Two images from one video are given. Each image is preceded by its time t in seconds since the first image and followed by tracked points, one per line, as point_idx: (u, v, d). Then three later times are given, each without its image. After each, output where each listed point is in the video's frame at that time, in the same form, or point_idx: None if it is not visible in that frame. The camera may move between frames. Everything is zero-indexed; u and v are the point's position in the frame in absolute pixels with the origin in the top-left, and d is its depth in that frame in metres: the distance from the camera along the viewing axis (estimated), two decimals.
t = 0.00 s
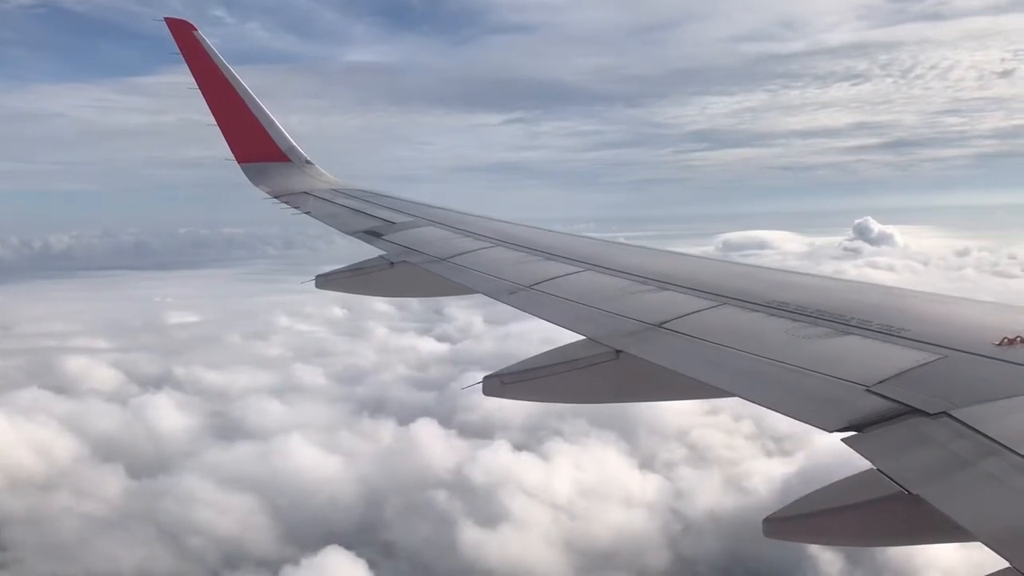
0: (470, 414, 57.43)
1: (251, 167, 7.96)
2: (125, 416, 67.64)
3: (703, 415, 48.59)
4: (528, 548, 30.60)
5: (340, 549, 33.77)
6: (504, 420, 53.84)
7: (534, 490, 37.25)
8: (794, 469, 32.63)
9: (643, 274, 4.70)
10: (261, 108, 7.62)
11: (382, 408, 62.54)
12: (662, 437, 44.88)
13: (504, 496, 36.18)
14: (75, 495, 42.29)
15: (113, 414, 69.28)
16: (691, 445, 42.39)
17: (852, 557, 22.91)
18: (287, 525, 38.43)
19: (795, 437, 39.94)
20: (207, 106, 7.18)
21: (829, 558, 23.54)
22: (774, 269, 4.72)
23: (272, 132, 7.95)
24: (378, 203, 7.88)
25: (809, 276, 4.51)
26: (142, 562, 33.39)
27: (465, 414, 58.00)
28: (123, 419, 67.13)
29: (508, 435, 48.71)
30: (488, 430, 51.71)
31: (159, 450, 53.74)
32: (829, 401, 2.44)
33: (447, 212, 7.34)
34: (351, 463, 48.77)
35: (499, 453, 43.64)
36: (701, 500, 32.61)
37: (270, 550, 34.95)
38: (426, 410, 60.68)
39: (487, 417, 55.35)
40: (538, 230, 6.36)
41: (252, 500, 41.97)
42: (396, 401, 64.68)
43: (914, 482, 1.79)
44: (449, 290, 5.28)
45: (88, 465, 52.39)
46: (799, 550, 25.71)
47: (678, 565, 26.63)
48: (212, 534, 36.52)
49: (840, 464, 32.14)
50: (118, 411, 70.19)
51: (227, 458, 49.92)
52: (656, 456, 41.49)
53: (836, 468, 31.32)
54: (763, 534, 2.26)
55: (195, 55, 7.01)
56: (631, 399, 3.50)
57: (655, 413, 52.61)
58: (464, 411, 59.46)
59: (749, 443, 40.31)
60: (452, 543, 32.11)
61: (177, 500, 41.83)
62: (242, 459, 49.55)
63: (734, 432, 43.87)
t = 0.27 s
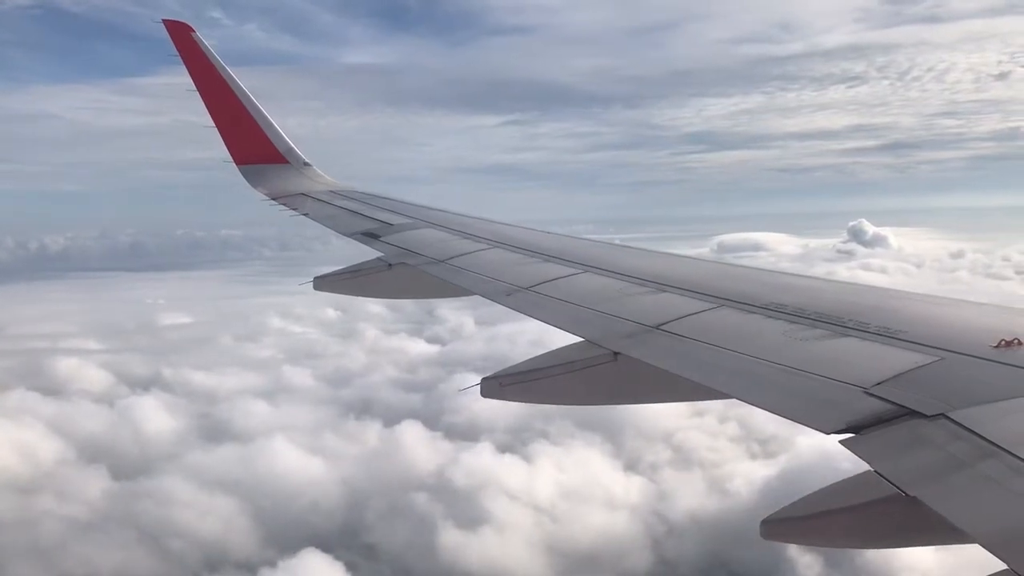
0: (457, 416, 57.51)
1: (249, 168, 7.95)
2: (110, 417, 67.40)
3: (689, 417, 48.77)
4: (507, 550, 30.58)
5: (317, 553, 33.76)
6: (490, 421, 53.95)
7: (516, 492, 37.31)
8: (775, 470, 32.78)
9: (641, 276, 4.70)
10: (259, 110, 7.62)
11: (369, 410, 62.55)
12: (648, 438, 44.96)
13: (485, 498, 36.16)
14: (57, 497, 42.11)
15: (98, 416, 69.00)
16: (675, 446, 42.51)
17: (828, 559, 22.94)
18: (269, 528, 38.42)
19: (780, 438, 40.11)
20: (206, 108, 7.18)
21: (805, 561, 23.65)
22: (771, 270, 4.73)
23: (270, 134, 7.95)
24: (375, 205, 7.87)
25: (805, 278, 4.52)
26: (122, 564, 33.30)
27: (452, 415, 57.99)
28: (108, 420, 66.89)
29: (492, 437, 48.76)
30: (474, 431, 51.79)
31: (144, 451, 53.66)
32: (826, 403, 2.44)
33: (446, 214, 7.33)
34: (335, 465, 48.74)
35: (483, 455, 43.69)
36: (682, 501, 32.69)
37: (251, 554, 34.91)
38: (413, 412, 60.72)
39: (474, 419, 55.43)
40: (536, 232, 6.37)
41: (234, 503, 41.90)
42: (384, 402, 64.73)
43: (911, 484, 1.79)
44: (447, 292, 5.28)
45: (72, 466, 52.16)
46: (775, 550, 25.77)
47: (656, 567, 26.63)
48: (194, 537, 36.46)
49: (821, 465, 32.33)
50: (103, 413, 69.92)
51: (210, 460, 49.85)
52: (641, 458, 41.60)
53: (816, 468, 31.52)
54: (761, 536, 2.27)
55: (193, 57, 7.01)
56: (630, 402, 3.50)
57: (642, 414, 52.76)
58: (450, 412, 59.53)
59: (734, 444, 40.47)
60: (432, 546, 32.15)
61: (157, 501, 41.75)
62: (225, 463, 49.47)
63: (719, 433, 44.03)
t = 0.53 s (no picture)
0: (442, 419, 57.57)
1: (247, 170, 7.95)
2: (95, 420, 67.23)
3: (675, 421, 48.94)
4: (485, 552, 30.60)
5: (295, 557, 33.79)
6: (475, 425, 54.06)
7: (497, 494, 37.40)
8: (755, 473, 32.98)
9: (638, 279, 4.70)
10: (258, 113, 7.62)
11: (355, 413, 62.56)
12: (633, 442, 45.04)
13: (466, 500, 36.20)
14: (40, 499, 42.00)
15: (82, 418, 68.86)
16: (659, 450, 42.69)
17: (803, 559, 23.01)
18: (250, 530, 38.37)
19: (763, 440, 40.33)
20: (204, 111, 7.18)
21: (781, 564, 23.72)
22: (769, 273, 4.74)
23: (268, 137, 7.95)
24: (373, 207, 7.87)
25: (800, 280, 4.54)
26: (100, 567, 33.29)
27: (438, 418, 58.00)
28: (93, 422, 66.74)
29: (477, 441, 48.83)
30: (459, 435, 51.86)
31: (129, 453, 53.64)
32: (824, 406, 2.44)
33: (444, 216, 7.34)
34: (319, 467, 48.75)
35: (466, 458, 43.77)
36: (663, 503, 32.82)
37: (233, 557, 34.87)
38: (399, 415, 60.80)
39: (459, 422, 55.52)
40: (533, 234, 6.38)
41: (215, 507, 41.90)
42: (371, 405, 64.71)
43: (908, 486, 1.79)
44: (444, 294, 5.28)
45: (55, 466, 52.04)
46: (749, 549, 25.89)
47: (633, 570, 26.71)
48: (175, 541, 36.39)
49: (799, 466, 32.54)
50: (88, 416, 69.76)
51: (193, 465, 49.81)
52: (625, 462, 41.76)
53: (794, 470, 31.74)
54: (758, 539, 2.27)
55: (192, 60, 7.00)
56: (628, 405, 3.50)
57: (628, 418, 52.94)
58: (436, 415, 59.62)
59: (717, 447, 40.67)
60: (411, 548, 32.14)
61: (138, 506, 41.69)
62: (209, 468, 49.47)
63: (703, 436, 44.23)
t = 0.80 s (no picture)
0: (429, 422, 57.60)
1: (244, 172, 7.94)
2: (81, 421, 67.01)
3: (661, 424, 49.08)
4: (464, 556, 30.64)
5: (272, 560, 33.86)
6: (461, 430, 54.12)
7: (478, 498, 37.49)
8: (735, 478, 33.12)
9: (636, 282, 4.69)
10: (256, 115, 7.62)
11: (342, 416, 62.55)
12: (618, 445, 45.12)
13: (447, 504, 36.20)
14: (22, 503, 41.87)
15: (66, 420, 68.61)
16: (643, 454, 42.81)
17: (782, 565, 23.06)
18: (232, 533, 38.34)
19: (748, 444, 40.52)
20: (202, 113, 7.17)
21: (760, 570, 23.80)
22: (764, 277, 4.76)
23: (265, 138, 7.94)
24: (371, 210, 7.87)
25: (794, 283, 4.56)
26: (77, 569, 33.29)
27: (425, 421, 58.00)
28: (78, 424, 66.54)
29: (463, 445, 48.90)
30: (446, 439, 51.91)
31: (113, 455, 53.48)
32: (821, 408, 2.44)
33: (442, 218, 7.34)
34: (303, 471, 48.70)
35: (448, 464, 43.81)
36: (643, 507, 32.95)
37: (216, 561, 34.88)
38: (386, 417, 60.76)
39: (446, 427, 55.57)
40: (530, 237, 6.39)
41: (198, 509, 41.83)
42: (358, 407, 64.66)
43: (904, 490, 1.79)
44: (442, 297, 5.28)
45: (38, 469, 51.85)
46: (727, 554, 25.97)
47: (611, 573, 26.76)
48: (156, 545, 36.32)
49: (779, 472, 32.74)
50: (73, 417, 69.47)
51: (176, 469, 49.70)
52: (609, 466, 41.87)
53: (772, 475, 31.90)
54: (755, 542, 2.26)
55: (189, 62, 7.00)
56: (624, 408, 3.50)
57: (616, 420, 53.02)
58: (423, 418, 59.63)
59: (702, 451, 40.84)
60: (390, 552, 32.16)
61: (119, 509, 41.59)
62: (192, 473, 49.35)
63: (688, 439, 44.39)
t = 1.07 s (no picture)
0: (415, 424, 57.57)
1: (240, 173, 7.92)
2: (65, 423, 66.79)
3: (648, 425, 49.17)
4: (442, 558, 30.61)
5: (248, 562, 33.84)
6: (447, 434, 54.16)
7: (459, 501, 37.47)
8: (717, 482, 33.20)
9: (634, 285, 4.69)
10: (253, 116, 7.61)
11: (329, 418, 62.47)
12: (604, 449, 45.16)
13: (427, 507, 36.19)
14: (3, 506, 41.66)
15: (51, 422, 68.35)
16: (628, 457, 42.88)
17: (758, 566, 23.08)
18: (213, 534, 38.26)
19: (732, 447, 40.65)
20: (199, 114, 7.16)
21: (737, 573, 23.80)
22: (761, 278, 4.77)
23: (262, 139, 7.92)
24: (370, 211, 7.87)
25: (790, 286, 4.57)
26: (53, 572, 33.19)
27: (412, 423, 57.97)
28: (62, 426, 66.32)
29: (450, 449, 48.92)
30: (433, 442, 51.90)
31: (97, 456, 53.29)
32: (819, 411, 2.44)
33: (439, 220, 7.34)
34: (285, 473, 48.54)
35: (430, 467, 43.75)
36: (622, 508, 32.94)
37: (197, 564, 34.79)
38: (372, 419, 60.74)
39: (432, 429, 55.56)
40: (526, 239, 6.39)
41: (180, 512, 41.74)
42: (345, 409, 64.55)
43: (902, 494, 1.79)
44: (439, 298, 5.28)
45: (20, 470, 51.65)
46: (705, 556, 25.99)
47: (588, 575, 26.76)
48: (137, 547, 36.20)
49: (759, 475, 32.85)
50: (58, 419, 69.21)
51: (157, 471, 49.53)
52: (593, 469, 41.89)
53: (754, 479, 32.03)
54: (752, 544, 2.27)
55: (186, 63, 7.00)
56: (621, 410, 3.50)
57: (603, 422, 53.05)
58: (409, 420, 59.62)
59: (687, 453, 40.94)
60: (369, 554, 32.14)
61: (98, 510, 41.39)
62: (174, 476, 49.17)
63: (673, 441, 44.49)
